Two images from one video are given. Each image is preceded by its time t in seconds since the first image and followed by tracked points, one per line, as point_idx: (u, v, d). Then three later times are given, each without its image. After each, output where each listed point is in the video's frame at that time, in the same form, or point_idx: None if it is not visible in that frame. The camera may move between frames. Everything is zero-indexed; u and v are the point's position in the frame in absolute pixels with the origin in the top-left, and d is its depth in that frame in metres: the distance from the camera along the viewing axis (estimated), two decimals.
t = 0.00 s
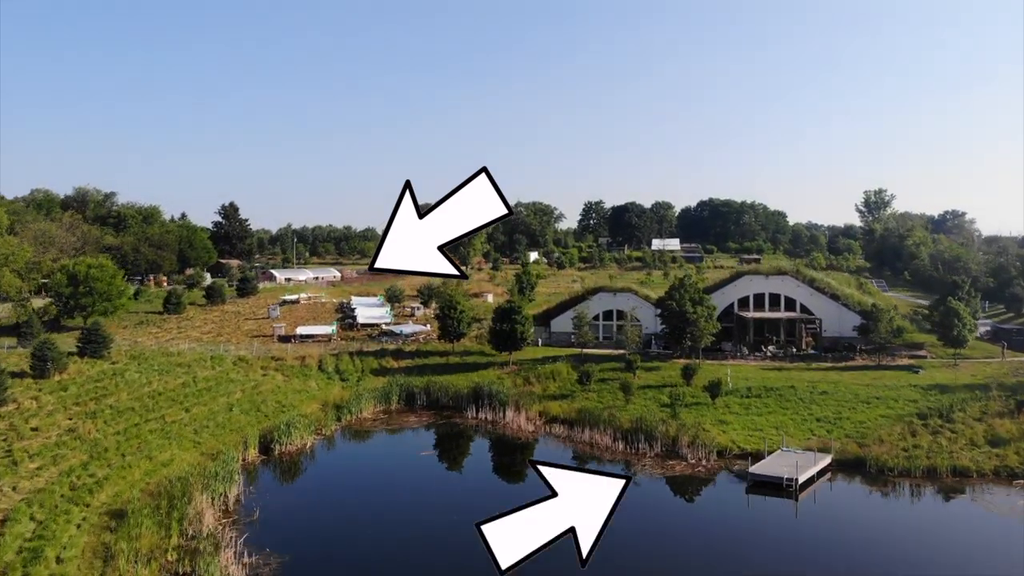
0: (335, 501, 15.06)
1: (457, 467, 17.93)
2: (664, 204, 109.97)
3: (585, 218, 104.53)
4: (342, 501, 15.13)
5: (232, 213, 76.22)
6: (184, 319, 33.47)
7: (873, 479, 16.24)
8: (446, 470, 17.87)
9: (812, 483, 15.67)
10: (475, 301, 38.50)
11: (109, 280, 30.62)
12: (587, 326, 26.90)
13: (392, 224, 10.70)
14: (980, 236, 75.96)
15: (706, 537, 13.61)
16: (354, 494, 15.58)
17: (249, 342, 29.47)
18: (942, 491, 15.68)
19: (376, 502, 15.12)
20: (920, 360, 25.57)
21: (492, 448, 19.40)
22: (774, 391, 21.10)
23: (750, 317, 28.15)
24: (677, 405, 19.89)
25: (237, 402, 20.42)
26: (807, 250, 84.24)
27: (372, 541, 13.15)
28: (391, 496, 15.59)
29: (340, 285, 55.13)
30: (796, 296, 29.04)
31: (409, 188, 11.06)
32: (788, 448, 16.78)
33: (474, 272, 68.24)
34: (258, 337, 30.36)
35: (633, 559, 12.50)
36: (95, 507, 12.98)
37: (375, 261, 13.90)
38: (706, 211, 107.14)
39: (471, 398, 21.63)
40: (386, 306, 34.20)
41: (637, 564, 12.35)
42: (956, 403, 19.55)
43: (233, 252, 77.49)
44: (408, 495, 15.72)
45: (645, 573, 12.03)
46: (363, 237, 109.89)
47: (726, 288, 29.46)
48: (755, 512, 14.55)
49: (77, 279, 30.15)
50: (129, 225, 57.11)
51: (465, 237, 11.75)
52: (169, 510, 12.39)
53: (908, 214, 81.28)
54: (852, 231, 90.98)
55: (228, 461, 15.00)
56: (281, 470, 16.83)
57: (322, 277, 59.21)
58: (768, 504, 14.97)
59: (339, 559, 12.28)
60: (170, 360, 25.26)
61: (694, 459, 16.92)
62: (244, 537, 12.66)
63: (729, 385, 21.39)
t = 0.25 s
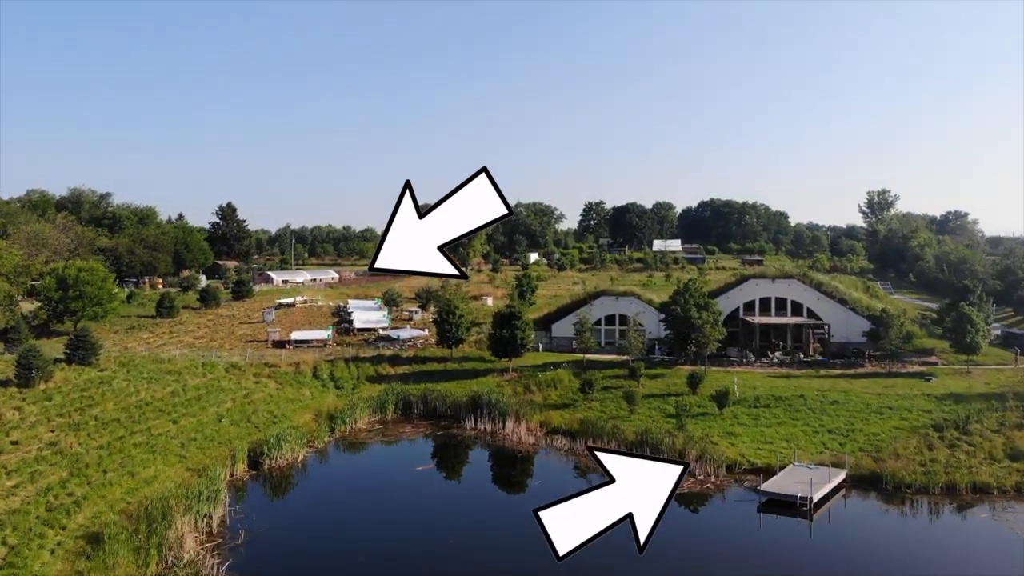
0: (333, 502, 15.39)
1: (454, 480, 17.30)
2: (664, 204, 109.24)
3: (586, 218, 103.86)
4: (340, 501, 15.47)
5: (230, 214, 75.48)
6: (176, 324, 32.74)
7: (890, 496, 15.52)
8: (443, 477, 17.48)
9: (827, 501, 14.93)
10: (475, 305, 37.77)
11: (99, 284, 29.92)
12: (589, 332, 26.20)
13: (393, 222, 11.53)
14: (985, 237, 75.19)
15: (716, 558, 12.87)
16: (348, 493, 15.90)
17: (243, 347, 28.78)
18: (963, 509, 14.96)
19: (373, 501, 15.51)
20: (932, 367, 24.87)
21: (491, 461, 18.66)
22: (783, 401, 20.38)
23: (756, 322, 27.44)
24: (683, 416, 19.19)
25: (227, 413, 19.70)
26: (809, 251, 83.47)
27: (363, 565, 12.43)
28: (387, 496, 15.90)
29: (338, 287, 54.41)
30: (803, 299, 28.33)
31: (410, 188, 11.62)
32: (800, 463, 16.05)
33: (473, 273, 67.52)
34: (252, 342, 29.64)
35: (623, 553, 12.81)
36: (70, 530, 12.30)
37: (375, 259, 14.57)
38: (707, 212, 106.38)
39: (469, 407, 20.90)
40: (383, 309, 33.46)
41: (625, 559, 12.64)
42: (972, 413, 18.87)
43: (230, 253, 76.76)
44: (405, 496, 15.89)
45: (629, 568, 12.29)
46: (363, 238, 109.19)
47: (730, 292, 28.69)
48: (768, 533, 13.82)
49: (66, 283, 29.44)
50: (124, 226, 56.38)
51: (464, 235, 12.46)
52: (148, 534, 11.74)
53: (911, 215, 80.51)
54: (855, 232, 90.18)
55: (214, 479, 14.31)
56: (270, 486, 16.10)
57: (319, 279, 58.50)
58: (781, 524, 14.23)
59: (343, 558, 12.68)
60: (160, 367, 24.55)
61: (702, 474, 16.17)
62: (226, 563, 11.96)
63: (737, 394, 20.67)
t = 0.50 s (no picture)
0: (324, 521, 14.61)
1: (454, 496, 16.49)
2: (665, 205, 108.52)
3: (586, 219, 103.17)
4: (331, 520, 14.68)
5: (227, 215, 74.70)
6: (168, 329, 31.92)
7: (911, 517, 14.71)
8: (442, 488, 17.08)
9: (845, 524, 14.10)
10: (474, 309, 36.97)
11: (88, 289, 29.15)
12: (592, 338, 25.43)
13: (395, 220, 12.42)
14: (990, 239, 74.40)
15: None
16: (343, 503, 15.54)
17: (236, 354, 27.99)
18: (989, 532, 14.16)
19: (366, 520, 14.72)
20: (946, 375, 24.10)
21: (490, 476, 17.81)
22: (794, 413, 19.58)
23: (763, 328, 26.69)
24: (691, 429, 18.42)
25: (215, 426, 18.90)
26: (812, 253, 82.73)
27: None
28: (381, 514, 15.10)
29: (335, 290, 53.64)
30: (811, 305, 27.60)
31: (410, 188, 12.48)
32: (816, 482, 15.21)
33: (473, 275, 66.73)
34: (245, 348, 28.84)
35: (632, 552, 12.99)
36: (40, 561, 11.55)
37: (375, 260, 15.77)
38: (708, 213, 105.58)
39: (468, 419, 20.10)
40: (380, 314, 32.66)
41: (620, 559, 12.69)
42: (992, 427, 18.12)
43: (227, 254, 75.96)
44: (400, 514, 15.08)
45: (625, 570, 12.32)
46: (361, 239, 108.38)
47: (737, 297, 28.03)
48: (784, 557, 12.99)
49: (54, 288, 28.66)
50: (119, 228, 55.57)
51: (463, 237, 13.38)
52: (120, 566, 11.00)
53: (915, 216, 79.76)
54: (858, 234, 89.42)
55: (196, 502, 13.55)
56: (257, 506, 15.28)
57: (317, 281, 57.68)
58: (797, 548, 13.40)
59: (351, 558, 12.98)
60: (149, 376, 23.75)
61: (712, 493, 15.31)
62: None
63: (746, 406, 19.88)
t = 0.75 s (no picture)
0: (314, 542, 13.91)
1: (452, 509, 15.84)
2: (666, 205, 107.82)
3: (587, 220, 102.57)
4: (321, 541, 13.97)
5: (224, 216, 74.06)
6: (160, 334, 31.21)
7: (929, 537, 14.06)
8: (440, 498, 16.73)
9: (862, 546, 13.42)
10: (473, 312, 36.25)
11: (77, 293, 28.45)
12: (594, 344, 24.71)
13: (391, 222, 12.27)
14: (994, 240, 73.76)
15: None
16: (335, 520, 14.87)
17: (228, 359, 27.29)
18: (1012, 553, 13.49)
19: (358, 540, 14.02)
20: (959, 383, 23.41)
21: (489, 491, 17.11)
22: (805, 423, 18.88)
23: (770, 333, 25.99)
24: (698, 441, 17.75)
25: (204, 438, 18.19)
26: (814, 254, 82.06)
27: None
28: (374, 532, 14.42)
29: (333, 292, 52.89)
30: (819, 310, 26.92)
31: (408, 187, 12.50)
32: (831, 500, 14.52)
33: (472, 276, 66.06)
34: (238, 354, 28.14)
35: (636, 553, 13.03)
36: None
37: (376, 260, 15.90)
38: (709, 213, 104.99)
39: (466, 430, 19.39)
40: (377, 318, 31.95)
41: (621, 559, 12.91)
42: (1010, 438, 17.47)
43: (224, 255, 75.24)
44: (393, 533, 14.39)
45: None
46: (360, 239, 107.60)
47: (742, 302, 27.29)
48: None
49: (43, 292, 27.97)
50: (114, 229, 54.90)
51: (462, 236, 13.48)
52: None
53: (919, 217, 79.10)
54: (861, 235, 88.77)
55: (179, 526, 12.87)
56: (245, 525, 14.62)
57: (314, 283, 56.98)
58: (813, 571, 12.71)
59: None
60: (138, 383, 23.05)
61: (722, 511, 14.59)
62: None
63: (754, 416, 19.20)
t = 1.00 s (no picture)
0: (302, 567, 13.12)
1: (450, 529, 15.07)
2: (667, 205, 106.99)
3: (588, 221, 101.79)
4: (309, 565, 13.18)
5: (221, 216, 73.32)
6: (151, 339, 30.40)
7: (954, 562, 13.27)
8: (438, 510, 16.37)
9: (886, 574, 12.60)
10: (472, 316, 35.44)
11: (65, 298, 27.67)
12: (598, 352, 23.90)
13: (391, 223, 12.05)
14: (1000, 242, 72.92)
15: None
16: (325, 543, 14.07)
17: (220, 366, 26.51)
18: None
19: (348, 564, 13.23)
20: (975, 392, 22.63)
21: (487, 509, 16.29)
22: (818, 437, 18.10)
23: (778, 340, 25.28)
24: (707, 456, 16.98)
25: (189, 453, 17.41)
26: (818, 255, 81.23)
27: None
28: (366, 556, 13.61)
29: (330, 295, 52.06)
30: (828, 315, 26.27)
31: (409, 189, 12.20)
32: (850, 522, 13.73)
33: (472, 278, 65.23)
34: (231, 361, 27.35)
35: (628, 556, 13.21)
36: None
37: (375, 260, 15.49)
38: (711, 214, 104.20)
39: (464, 443, 18.58)
40: (374, 323, 31.15)
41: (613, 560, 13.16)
42: None
43: (221, 257, 74.44)
44: (386, 557, 13.59)
45: None
46: (359, 240, 106.75)
47: (749, 307, 26.66)
48: None
49: (30, 297, 27.22)
50: (108, 231, 54.14)
51: (462, 237, 13.20)
52: None
53: (923, 218, 78.24)
54: (864, 236, 87.94)
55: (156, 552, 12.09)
56: (229, 548, 13.82)
57: (311, 286, 56.17)
58: None
59: None
60: (125, 392, 22.28)
61: (734, 534, 13.79)
62: None
63: (765, 429, 18.41)
